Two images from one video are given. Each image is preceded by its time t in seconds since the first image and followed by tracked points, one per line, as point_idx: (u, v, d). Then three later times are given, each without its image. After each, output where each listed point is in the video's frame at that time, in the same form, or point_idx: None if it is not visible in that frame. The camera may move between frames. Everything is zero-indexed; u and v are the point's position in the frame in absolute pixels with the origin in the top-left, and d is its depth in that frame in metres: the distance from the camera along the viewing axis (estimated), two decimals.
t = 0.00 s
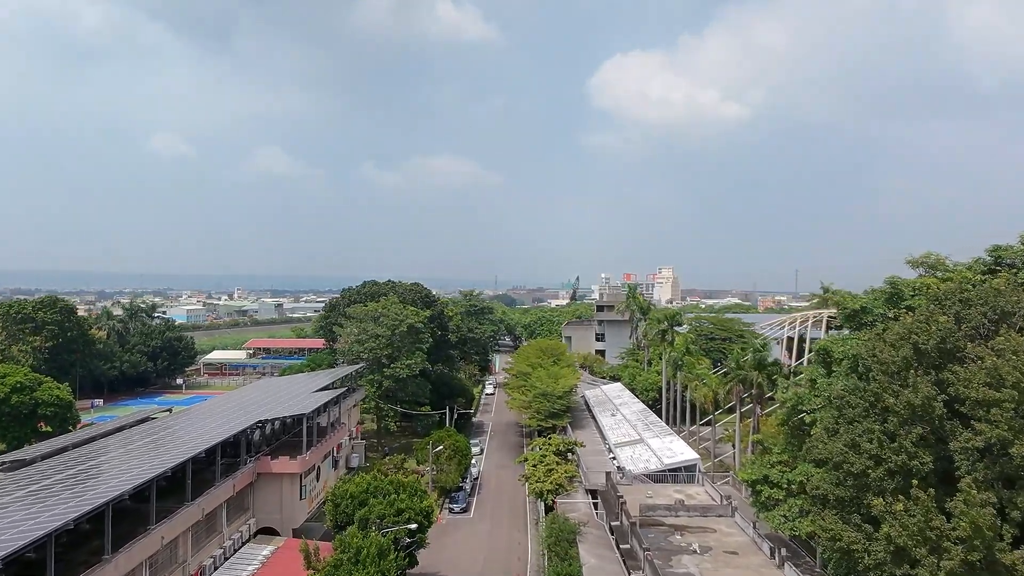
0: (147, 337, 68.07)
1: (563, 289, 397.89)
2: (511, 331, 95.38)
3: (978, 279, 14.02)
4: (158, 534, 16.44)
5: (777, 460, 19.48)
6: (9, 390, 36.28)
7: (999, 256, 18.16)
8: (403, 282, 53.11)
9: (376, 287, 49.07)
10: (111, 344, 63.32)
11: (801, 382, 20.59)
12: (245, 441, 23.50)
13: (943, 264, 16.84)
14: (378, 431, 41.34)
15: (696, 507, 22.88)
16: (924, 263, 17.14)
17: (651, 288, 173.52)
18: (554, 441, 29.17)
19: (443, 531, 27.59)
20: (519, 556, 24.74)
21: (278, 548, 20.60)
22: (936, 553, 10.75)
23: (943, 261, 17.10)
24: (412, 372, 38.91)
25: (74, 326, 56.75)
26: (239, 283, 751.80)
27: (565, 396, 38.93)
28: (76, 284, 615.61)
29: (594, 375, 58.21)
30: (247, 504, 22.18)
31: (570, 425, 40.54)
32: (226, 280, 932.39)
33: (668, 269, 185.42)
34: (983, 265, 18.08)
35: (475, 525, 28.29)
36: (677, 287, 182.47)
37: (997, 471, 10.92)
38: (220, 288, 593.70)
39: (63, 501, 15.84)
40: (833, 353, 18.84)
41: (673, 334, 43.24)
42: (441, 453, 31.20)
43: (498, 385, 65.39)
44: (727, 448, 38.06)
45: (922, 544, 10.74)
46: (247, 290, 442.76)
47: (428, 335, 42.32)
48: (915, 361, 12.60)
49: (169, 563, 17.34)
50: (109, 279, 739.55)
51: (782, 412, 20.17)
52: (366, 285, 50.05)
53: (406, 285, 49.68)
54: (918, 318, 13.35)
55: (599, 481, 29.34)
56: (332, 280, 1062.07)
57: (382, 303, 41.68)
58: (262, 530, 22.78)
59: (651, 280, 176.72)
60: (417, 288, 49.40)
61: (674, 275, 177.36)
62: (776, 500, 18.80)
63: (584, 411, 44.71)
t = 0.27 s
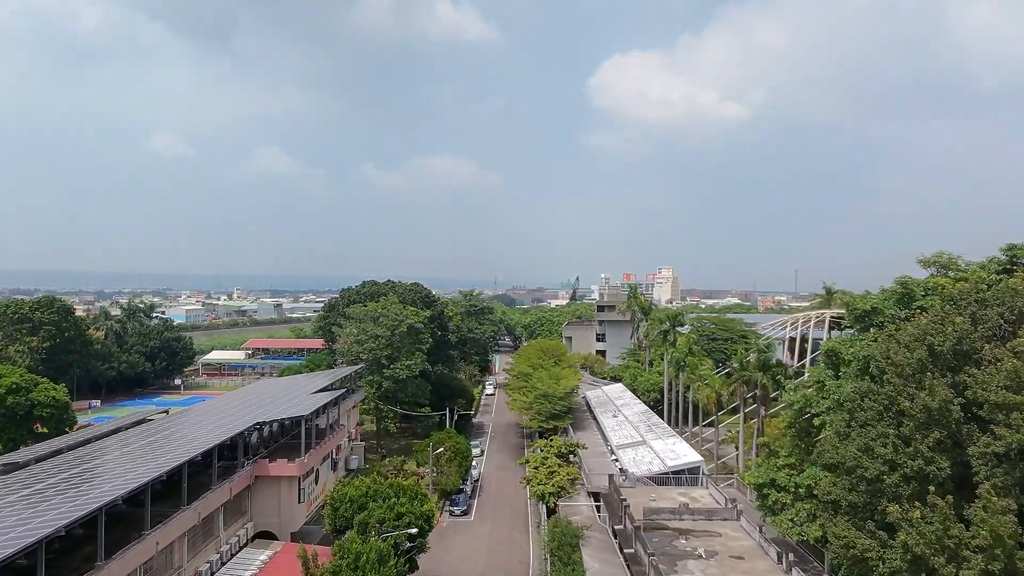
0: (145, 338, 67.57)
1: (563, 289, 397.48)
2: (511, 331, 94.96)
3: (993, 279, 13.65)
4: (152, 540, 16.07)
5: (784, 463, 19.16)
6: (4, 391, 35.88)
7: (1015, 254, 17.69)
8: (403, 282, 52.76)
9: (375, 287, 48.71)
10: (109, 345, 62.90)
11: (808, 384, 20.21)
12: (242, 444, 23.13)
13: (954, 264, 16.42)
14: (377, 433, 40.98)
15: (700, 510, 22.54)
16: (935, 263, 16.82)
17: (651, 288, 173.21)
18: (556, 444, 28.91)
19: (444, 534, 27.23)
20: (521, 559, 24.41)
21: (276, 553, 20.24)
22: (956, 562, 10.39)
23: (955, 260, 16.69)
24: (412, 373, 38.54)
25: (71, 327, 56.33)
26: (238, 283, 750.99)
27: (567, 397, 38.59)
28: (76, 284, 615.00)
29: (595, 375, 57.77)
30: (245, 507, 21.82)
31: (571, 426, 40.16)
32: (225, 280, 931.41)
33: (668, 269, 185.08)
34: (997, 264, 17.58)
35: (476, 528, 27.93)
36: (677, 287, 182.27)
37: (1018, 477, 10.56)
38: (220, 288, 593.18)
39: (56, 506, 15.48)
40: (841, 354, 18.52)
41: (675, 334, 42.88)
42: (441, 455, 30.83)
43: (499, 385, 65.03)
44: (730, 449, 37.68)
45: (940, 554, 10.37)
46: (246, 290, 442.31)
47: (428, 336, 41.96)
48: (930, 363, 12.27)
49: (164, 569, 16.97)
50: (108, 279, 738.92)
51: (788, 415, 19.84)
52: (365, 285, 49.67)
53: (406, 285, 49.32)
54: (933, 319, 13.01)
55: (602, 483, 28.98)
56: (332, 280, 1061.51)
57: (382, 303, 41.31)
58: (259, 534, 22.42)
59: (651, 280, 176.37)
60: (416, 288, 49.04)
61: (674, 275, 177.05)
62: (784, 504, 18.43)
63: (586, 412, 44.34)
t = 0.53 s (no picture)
0: (143, 338, 67.03)
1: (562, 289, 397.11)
2: (511, 332, 94.53)
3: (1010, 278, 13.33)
4: (147, 546, 15.70)
5: (792, 467, 18.79)
6: None
7: None
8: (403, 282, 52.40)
9: (375, 287, 48.34)
10: (107, 345, 62.45)
11: (816, 386, 19.84)
12: (240, 446, 22.74)
13: (968, 263, 16.14)
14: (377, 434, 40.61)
15: (705, 514, 22.17)
16: (947, 262, 16.65)
17: (651, 288, 172.84)
18: (557, 445, 28.61)
19: (444, 537, 26.86)
20: (522, 563, 24.06)
21: (273, 558, 19.86)
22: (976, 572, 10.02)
23: (968, 260, 16.38)
24: (412, 374, 38.16)
25: (68, 327, 55.87)
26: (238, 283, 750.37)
27: (568, 398, 38.25)
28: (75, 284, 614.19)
29: (596, 376, 57.38)
30: (242, 511, 21.44)
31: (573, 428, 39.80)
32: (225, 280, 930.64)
33: (668, 269, 184.65)
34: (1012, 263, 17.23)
35: (477, 531, 27.56)
36: (678, 287, 181.97)
37: None
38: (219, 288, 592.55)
39: (45, 511, 15.08)
40: (850, 355, 18.17)
41: (677, 335, 42.53)
42: (441, 457, 30.47)
43: (499, 386, 64.66)
44: (733, 451, 37.32)
45: (960, 564, 9.98)
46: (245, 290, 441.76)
47: (428, 336, 41.60)
48: (946, 366, 11.92)
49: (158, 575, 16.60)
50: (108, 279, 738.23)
51: (795, 417, 19.47)
52: (365, 285, 49.28)
53: (405, 285, 48.94)
54: (948, 320, 12.67)
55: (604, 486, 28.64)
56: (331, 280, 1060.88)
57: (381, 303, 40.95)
58: (257, 538, 22.04)
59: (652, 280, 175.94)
60: (416, 288, 48.66)
61: (674, 275, 176.73)
62: (791, 508, 18.06)
63: (587, 414, 43.98)
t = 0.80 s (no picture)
0: (142, 338, 66.52)
1: (562, 289, 397.04)
2: (511, 332, 94.11)
3: None
4: (141, 552, 15.29)
5: (799, 470, 18.44)
6: None
7: None
8: (402, 282, 51.96)
9: (374, 287, 47.94)
10: (105, 346, 62.02)
11: (823, 388, 19.49)
12: (236, 449, 22.32)
13: (981, 263, 15.81)
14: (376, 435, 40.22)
15: (710, 518, 21.80)
16: (960, 261, 16.35)
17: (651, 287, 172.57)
18: (559, 447, 28.26)
19: (444, 541, 26.50)
20: (523, 567, 23.72)
21: (270, 564, 19.48)
22: None
23: (981, 259, 16.05)
24: (412, 375, 37.76)
25: (66, 327, 55.45)
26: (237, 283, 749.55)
27: (570, 400, 37.87)
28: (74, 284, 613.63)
29: (596, 376, 56.98)
30: (239, 515, 21.05)
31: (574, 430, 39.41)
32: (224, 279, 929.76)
33: (668, 269, 184.26)
34: None
35: (478, 535, 27.19)
36: (677, 287, 181.76)
37: None
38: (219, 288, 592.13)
39: (34, 518, 14.65)
40: (858, 356, 17.81)
41: (679, 335, 42.17)
42: (441, 460, 30.12)
43: (499, 386, 64.26)
44: (736, 453, 36.97)
45: (983, 575, 9.58)
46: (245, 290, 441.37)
47: (428, 337, 41.17)
48: (964, 368, 11.52)
49: None
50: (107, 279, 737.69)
51: (803, 420, 19.12)
52: (364, 284, 48.84)
53: (405, 285, 48.51)
54: (965, 321, 12.29)
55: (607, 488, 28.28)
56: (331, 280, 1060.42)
57: (381, 303, 40.51)
58: (254, 543, 21.65)
59: (652, 279, 175.47)
60: (416, 287, 48.25)
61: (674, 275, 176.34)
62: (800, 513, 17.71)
63: (588, 415, 43.62)
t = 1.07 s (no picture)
0: (140, 339, 66.16)
1: (562, 289, 396.67)
2: (511, 332, 93.77)
3: None
4: (135, 559, 14.95)
5: (807, 474, 18.12)
6: None
7: None
8: (402, 281, 51.60)
9: (374, 287, 47.57)
10: (103, 346, 61.66)
11: (831, 390, 19.14)
12: (234, 452, 21.96)
13: (996, 263, 15.51)
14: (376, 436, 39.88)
15: (715, 522, 21.43)
16: (973, 262, 16.04)
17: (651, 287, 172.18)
18: (561, 449, 27.94)
19: (445, 544, 26.12)
20: (525, 571, 23.37)
21: (267, 569, 19.08)
22: None
23: (995, 260, 15.75)
24: (412, 376, 37.39)
25: (63, 327, 55.06)
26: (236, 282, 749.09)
27: (571, 401, 37.52)
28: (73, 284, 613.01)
29: (597, 377, 56.59)
30: (236, 519, 20.68)
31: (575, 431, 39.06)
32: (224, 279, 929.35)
33: (668, 269, 183.90)
34: None
35: (478, 538, 26.81)
36: (678, 287, 181.46)
37: None
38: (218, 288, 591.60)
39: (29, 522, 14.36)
40: (868, 358, 17.49)
41: (681, 336, 41.84)
42: (441, 462, 29.76)
43: (499, 387, 63.90)
44: (740, 454, 36.61)
45: None
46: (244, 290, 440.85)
47: (428, 337, 40.81)
48: (982, 371, 11.34)
49: None
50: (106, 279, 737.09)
51: (811, 423, 18.78)
52: (363, 284, 48.47)
53: (405, 285, 48.13)
54: (984, 323, 12.07)
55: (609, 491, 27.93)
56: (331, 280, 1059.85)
57: (380, 303, 40.13)
58: (251, 547, 21.29)
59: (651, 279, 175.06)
60: (416, 287, 47.88)
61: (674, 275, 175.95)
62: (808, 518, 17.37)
63: (589, 416, 43.26)
